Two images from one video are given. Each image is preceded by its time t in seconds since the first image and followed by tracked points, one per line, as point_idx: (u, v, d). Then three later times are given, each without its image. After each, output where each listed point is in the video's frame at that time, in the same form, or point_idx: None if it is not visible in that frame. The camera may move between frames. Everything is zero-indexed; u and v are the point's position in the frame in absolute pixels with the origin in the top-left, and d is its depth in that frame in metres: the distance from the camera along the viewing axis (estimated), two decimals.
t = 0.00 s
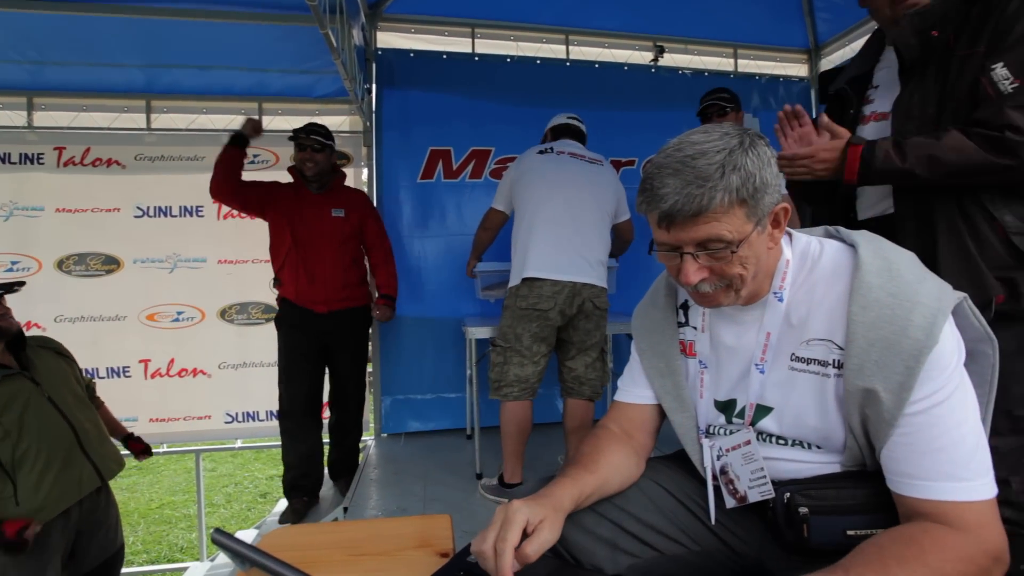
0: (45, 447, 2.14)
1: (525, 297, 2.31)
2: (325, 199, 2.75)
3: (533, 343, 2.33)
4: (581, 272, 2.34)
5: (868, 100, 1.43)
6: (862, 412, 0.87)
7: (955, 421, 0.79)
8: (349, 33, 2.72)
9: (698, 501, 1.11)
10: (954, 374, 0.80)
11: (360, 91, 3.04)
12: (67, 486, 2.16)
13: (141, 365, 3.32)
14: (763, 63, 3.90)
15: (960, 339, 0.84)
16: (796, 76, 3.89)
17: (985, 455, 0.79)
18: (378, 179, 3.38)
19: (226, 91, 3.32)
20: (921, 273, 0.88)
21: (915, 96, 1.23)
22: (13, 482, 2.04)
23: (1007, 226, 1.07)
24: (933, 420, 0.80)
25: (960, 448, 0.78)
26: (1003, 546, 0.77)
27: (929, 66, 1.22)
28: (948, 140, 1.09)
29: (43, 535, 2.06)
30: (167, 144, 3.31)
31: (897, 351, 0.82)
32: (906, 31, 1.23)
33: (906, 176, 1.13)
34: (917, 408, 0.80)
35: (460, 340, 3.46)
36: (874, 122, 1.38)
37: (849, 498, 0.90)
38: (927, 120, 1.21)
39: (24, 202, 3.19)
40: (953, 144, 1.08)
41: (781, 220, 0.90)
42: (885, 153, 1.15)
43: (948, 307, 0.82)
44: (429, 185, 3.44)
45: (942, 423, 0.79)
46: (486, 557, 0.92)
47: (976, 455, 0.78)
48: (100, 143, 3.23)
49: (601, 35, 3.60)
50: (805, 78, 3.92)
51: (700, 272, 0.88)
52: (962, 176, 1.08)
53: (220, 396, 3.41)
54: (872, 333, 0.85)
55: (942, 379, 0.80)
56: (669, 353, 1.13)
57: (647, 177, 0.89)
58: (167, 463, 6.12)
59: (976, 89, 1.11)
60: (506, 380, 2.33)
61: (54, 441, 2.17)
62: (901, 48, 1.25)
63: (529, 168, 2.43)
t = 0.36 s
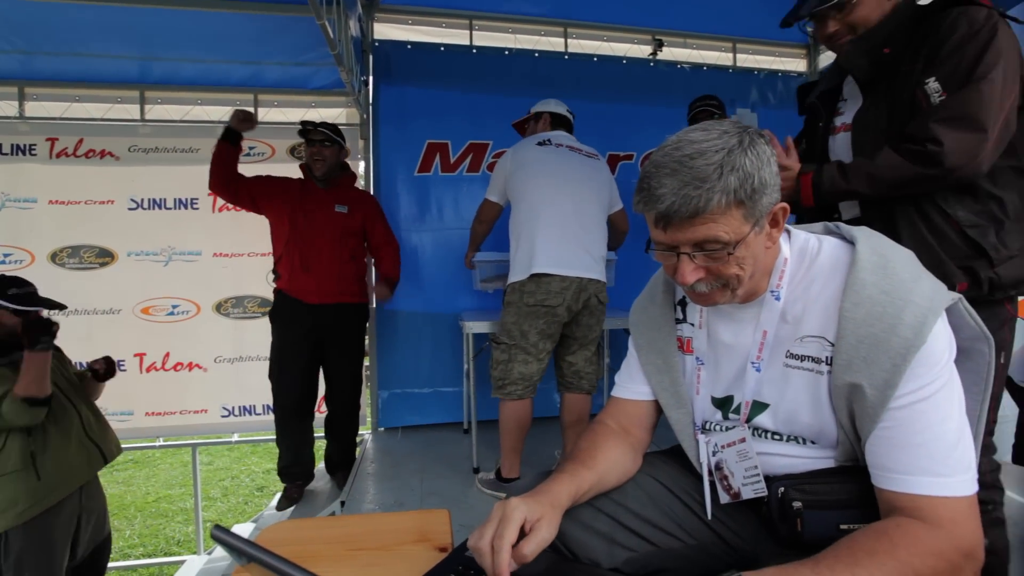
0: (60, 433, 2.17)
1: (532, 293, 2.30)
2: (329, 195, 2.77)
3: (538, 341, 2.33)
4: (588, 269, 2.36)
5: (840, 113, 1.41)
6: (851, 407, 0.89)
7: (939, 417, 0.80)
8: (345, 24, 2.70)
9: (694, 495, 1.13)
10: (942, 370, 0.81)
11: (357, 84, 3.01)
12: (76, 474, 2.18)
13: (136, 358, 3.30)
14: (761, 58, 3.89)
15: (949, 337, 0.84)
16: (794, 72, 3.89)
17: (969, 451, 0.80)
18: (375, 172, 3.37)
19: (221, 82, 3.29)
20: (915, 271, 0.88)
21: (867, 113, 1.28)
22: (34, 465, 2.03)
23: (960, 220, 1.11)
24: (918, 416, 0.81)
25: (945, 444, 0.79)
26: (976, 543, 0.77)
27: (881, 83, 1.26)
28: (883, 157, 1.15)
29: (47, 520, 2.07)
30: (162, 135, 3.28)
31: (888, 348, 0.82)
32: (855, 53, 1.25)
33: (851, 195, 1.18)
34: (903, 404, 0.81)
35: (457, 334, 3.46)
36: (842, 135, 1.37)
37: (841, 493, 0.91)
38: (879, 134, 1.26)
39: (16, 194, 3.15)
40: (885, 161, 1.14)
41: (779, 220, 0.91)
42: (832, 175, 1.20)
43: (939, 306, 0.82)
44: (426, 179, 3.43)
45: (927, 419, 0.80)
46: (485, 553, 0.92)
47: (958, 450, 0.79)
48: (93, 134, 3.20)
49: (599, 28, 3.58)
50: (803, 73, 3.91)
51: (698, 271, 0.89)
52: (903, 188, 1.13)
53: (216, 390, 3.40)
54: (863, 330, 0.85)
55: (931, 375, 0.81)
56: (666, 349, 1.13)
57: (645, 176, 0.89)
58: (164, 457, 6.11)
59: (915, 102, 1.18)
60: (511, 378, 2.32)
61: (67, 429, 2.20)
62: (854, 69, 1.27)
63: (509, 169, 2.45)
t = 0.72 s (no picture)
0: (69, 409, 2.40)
1: (515, 298, 2.34)
2: (322, 197, 2.84)
3: (523, 342, 2.35)
4: (574, 276, 2.37)
5: (834, 114, 1.42)
6: (849, 411, 0.90)
7: (936, 421, 0.81)
8: (351, 26, 2.72)
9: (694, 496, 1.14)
10: (938, 373, 0.83)
11: (362, 86, 3.04)
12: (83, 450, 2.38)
13: (142, 356, 3.33)
14: (765, 62, 3.89)
15: (945, 340, 0.86)
16: (797, 75, 3.89)
17: (965, 452, 0.82)
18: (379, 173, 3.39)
19: (228, 83, 3.32)
20: (908, 276, 0.89)
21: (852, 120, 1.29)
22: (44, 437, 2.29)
23: (937, 231, 1.12)
24: (915, 420, 0.82)
25: (940, 446, 0.80)
26: (980, 542, 0.79)
27: (868, 86, 1.27)
28: (849, 162, 1.17)
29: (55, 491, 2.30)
30: (169, 135, 3.31)
31: (882, 353, 0.84)
32: (842, 56, 1.25)
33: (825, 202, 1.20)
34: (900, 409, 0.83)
35: (459, 335, 3.48)
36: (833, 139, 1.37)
37: (839, 495, 0.92)
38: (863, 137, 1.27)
39: (24, 192, 3.18)
40: (850, 166, 1.16)
41: (774, 225, 0.93)
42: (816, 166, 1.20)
43: (932, 310, 0.84)
44: (430, 180, 3.45)
45: (923, 422, 0.82)
46: (484, 547, 0.94)
47: (953, 454, 0.80)
48: (101, 133, 3.23)
49: (603, 31, 3.59)
50: (807, 77, 3.91)
51: (695, 277, 0.90)
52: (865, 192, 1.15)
53: (220, 388, 3.43)
54: (858, 334, 0.87)
55: (926, 379, 0.82)
56: (665, 352, 1.15)
57: (641, 184, 0.90)
58: (167, 455, 6.15)
59: (893, 109, 1.18)
60: (494, 376, 2.35)
61: (76, 407, 2.44)
62: (841, 72, 1.27)
63: (496, 171, 2.49)
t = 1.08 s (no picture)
0: (114, 395, 2.55)
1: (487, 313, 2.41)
2: (341, 214, 2.93)
3: (502, 353, 2.37)
4: (541, 291, 2.30)
5: (875, 110, 1.40)
6: (874, 425, 0.90)
7: (967, 437, 0.81)
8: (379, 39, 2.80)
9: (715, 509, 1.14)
10: (968, 389, 0.82)
11: (389, 97, 3.11)
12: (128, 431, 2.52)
13: (176, 357, 3.46)
14: (791, 70, 3.85)
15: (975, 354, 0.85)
16: (825, 83, 3.84)
17: (998, 470, 0.80)
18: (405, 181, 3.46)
19: (262, 94, 3.44)
20: (937, 290, 0.88)
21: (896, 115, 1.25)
22: (92, 419, 2.43)
23: (968, 249, 1.10)
24: (945, 436, 0.81)
25: (974, 464, 0.79)
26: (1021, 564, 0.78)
27: (914, 79, 1.23)
28: (878, 162, 1.16)
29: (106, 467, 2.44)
30: (205, 145, 3.45)
31: (910, 366, 0.84)
32: (889, 47, 1.24)
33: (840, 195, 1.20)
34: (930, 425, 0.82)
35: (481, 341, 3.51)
36: (870, 136, 1.35)
37: (865, 512, 0.92)
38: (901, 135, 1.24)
39: (71, 200, 3.35)
40: (880, 165, 1.15)
41: (797, 238, 0.93)
42: (828, 172, 1.21)
43: (962, 324, 0.83)
44: (455, 188, 3.51)
45: (954, 439, 0.81)
46: (505, 552, 0.95)
47: (984, 472, 0.79)
48: (143, 144, 3.39)
49: (626, 41, 3.61)
50: (835, 84, 3.86)
51: (716, 289, 0.91)
52: (889, 197, 1.14)
53: (250, 390, 3.53)
54: (885, 348, 0.87)
55: (957, 395, 0.82)
56: (686, 363, 1.15)
57: (664, 198, 0.92)
58: (197, 453, 6.33)
59: (934, 107, 1.14)
60: (490, 389, 2.37)
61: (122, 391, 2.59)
62: (886, 65, 1.26)
63: (475, 188, 2.54)
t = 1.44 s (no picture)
0: (201, 395, 2.78)
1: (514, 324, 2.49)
2: (395, 225, 3.05)
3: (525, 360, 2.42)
4: (541, 301, 2.22)
5: (958, 103, 1.27)
6: (943, 461, 0.84)
7: None
8: (434, 58, 2.92)
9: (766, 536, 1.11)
10: None
11: (443, 112, 3.22)
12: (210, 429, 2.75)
13: (247, 360, 3.71)
14: (860, 70, 3.64)
15: None
16: (900, 82, 3.60)
17: None
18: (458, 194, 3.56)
19: (327, 114, 3.67)
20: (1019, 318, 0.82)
21: (982, 103, 1.14)
22: (181, 416, 2.67)
23: None
24: None
25: None
26: None
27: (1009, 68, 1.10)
28: (960, 154, 1.08)
29: (191, 461, 2.68)
30: (276, 162, 3.70)
31: (982, 400, 0.78)
32: (986, 32, 1.10)
33: (908, 186, 1.13)
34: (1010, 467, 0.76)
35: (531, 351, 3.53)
36: (952, 129, 1.24)
37: (935, 555, 0.87)
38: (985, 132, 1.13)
39: (161, 214, 3.69)
40: (960, 158, 1.07)
41: (853, 260, 0.89)
42: (899, 162, 1.14)
43: None
44: (507, 199, 3.57)
45: None
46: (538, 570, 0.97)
47: None
48: (222, 162, 3.69)
49: (680, 48, 3.55)
50: (911, 83, 3.61)
51: (761, 309, 0.90)
52: (967, 195, 1.07)
53: (312, 393, 3.73)
54: (956, 379, 0.81)
55: None
56: (737, 385, 1.11)
57: (709, 214, 0.91)
58: (264, 449, 6.74)
59: None
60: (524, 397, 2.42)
61: (206, 391, 2.82)
62: (982, 51, 1.12)
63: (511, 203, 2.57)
